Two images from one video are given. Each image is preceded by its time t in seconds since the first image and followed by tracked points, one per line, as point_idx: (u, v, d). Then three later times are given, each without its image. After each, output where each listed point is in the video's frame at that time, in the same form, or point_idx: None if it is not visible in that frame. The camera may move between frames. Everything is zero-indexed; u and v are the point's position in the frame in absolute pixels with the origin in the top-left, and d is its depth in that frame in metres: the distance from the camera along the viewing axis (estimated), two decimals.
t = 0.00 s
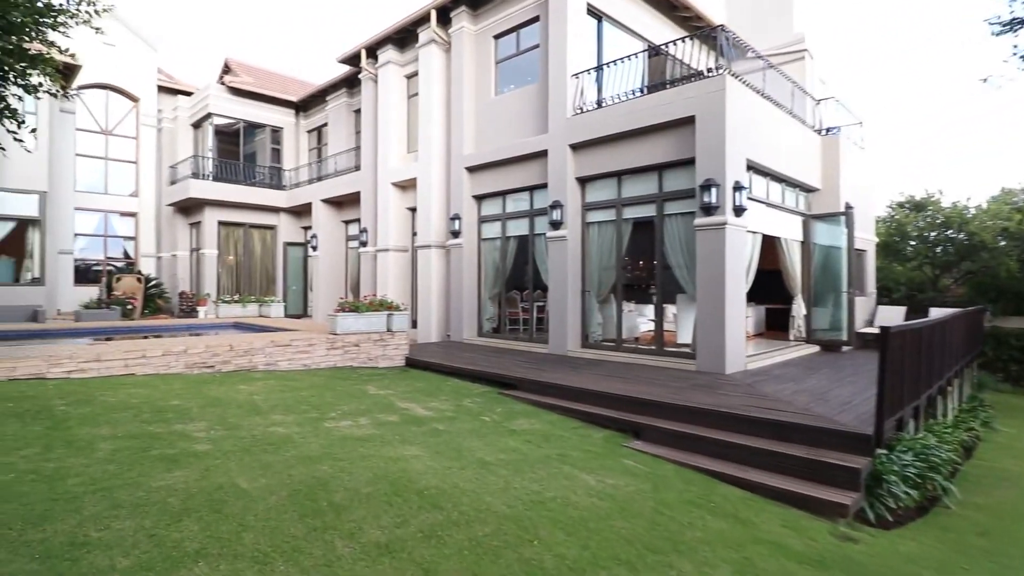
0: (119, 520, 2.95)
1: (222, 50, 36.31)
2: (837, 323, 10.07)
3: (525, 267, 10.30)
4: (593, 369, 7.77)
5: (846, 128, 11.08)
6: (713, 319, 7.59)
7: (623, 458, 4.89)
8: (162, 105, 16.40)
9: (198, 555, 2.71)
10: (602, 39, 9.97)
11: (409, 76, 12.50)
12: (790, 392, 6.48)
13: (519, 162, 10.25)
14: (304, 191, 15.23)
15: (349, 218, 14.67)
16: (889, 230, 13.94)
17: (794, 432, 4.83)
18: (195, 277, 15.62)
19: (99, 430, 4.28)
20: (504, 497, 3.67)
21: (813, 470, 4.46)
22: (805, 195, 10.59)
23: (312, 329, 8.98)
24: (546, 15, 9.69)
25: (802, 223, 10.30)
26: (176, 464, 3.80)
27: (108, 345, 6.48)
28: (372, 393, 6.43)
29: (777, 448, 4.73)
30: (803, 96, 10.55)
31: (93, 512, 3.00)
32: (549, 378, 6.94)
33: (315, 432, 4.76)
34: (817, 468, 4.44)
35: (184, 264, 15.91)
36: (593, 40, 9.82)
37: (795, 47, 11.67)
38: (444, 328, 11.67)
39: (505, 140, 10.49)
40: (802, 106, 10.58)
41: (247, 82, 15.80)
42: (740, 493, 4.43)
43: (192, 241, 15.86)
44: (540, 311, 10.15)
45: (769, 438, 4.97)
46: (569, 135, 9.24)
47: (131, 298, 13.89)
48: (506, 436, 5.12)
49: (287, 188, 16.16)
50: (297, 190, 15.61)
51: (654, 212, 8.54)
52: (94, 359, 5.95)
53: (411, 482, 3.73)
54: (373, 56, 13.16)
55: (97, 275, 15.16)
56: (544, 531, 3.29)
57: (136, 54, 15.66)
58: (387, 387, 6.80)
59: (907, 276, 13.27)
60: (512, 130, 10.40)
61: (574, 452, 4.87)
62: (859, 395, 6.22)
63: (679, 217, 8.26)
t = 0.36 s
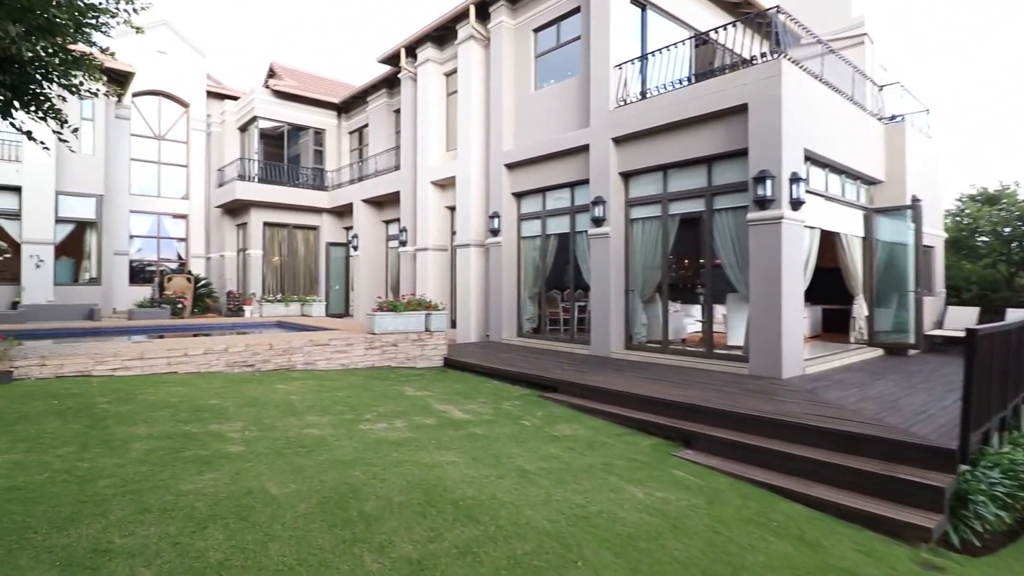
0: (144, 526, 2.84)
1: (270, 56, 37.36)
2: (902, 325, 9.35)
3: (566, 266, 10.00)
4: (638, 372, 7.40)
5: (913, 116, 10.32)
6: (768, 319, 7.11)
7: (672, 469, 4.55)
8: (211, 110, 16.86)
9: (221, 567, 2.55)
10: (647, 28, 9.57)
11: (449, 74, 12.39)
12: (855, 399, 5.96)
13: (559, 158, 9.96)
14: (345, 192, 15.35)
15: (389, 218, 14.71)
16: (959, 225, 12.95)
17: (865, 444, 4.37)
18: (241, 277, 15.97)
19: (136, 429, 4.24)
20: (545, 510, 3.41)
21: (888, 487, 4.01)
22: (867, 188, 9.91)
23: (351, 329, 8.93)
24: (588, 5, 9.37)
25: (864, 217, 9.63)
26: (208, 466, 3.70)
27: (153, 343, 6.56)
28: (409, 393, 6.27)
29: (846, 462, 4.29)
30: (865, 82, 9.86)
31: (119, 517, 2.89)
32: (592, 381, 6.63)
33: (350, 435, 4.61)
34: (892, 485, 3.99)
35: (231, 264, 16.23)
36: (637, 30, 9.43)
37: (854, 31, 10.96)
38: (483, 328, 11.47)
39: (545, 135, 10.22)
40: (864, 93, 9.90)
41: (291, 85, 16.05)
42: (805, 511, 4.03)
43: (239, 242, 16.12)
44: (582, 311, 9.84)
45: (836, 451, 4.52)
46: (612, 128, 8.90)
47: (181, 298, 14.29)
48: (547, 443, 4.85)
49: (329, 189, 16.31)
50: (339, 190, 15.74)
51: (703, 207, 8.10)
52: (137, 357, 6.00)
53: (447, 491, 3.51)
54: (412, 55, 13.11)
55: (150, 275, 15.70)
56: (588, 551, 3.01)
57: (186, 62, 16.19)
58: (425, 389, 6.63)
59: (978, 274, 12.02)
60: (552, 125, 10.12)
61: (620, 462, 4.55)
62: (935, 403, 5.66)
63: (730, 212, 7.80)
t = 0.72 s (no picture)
0: (169, 534, 2.72)
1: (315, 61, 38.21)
2: (979, 327, 8.57)
3: (609, 265, 9.64)
4: (687, 376, 7.01)
5: (989, 101, 9.50)
6: (830, 321, 6.59)
7: (728, 484, 4.19)
8: (258, 114, 17.25)
9: None
10: (695, 15, 9.11)
11: (488, 71, 12.22)
12: (932, 409, 5.42)
13: (602, 153, 9.62)
14: (387, 192, 15.41)
15: (429, 218, 14.68)
16: None
17: (949, 461, 3.90)
18: (286, 277, 16.27)
19: (173, 430, 4.20)
20: (590, 528, 3.13)
21: (979, 512, 3.53)
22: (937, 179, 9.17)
23: (391, 329, 8.86)
24: None
25: (934, 211, 8.90)
26: (240, 470, 3.58)
27: (196, 342, 6.61)
28: (447, 396, 6.10)
29: (928, 481, 3.83)
30: (935, 65, 9.12)
31: (146, 524, 2.78)
32: (638, 385, 6.29)
33: (386, 439, 4.45)
34: (984, 509, 3.52)
35: (277, 265, 16.52)
36: (684, 18, 9.00)
37: (922, 12, 10.21)
38: (524, 328, 11.23)
39: (588, 130, 9.89)
40: (934, 77, 9.15)
41: (334, 87, 16.23)
42: (881, 535, 3.61)
43: (284, 242, 16.39)
44: (626, 312, 9.48)
45: (915, 468, 4.06)
46: (658, 120, 8.51)
47: (229, 298, 14.63)
48: (591, 451, 4.56)
49: (371, 189, 16.40)
50: (380, 191, 15.82)
51: (756, 201, 7.62)
52: (180, 356, 6.04)
53: (485, 504, 3.28)
54: (452, 53, 13.00)
55: (201, 275, 16.18)
56: None
57: (235, 67, 16.61)
58: (464, 391, 6.45)
59: None
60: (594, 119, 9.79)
61: (671, 474, 4.23)
62: None
63: (787, 206, 7.30)
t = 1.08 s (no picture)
0: (188, 543, 2.57)
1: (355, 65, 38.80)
2: None
3: (651, 263, 9.25)
4: (736, 380, 6.60)
5: None
6: (896, 322, 6.06)
7: (788, 500, 3.81)
8: (298, 116, 17.49)
9: None
10: None
11: (525, 66, 11.97)
12: (1017, 420, 4.87)
13: (644, 147, 9.23)
14: (423, 192, 15.35)
15: (465, 216, 14.53)
16: None
17: None
18: (325, 276, 16.42)
19: (203, 430, 4.11)
20: (637, 549, 2.84)
21: None
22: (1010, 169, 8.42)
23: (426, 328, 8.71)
24: None
25: (1008, 204, 8.18)
26: (267, 474, 3.44)
27: (233, 341, 6.60)
28: (483, 398, 5.88)
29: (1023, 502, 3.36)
30: (1010, 44, 8.37)
31: (166, 531, 2.65)
32: (684, 389, 5.93)
33: (418, 443, 4.25)
34: None
35: (316, 265, 16.68)
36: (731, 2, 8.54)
37: None
38: (561, 329, 10.93)
39: (628, 123, 9.53)
40: (1009, 57, 8.40)
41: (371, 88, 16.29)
42: (970, 565, 3.18)
43: (323, 242, 16.54)
44: (668, 312, 9.07)
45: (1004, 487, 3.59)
46: (703, 110, 8.08)
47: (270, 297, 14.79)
48: (635, 460, 4.25)
49: (408, 188, 16.38)
50: (417, 191, 15.78)
51: (811, 194, 7.12)
52: (216, 355, 6.03)
53: (521, 518, 3.03)
54: (488, 49, 12.81)
55: (244, 275, 16.52)
56: None
57: (276, 71, 16.89)
58: (500, 393, 6.21)
59: None
60: (635, 112, 9.42)
61: (724, 488, 3.88)
62: None
63: (846, 199, 6.79)
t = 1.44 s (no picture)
0: (196, 561, 2.41)
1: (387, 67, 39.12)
2: None
3: (688, 262, 8.87)
4: (782, 387, 6.19)
5: None
6: (961, 326, 5.56)
7: (848, 523, 3.45)
8: (330, 118, 17.60)
9: None
10: None
11: (556, 62, 11.68)
12: None
13: (680, 141, 8.85)
14: (453, 191, 15.22)
15: (496, 216, 14.33)
16: None
17: None
18: (356, 277, 16.46)
19: (224, 435, 3.99)
20: None
21: None
22: None
23: (455, 329, 8.52)
24: None
25: None
26: (285, 484, 3.27)
27: (260, 342, 6.54)
28: (512, 403, 5.64)
29: None
30: None
31: (174, 547, 2.50)
32: (726, 397, 5.56)
33: (444, 452, 4.04)
34: None
35: (348, 265, 16.75)
36: None
37: None
38: (593, 330, 10.61)
39: (664, 117, 9.15)
40: None
41: (402, 88, 16.25)
42: None
43: (354, 243, 16.58)
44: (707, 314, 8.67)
45: None
46: (745, 102, 7.67)
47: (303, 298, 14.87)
48: (675, 475, 3.94)
49: (438, 188, 16.27)
50: (447, 191, 15.67)
51: (864, 188, 6.65)
52: (243, 356, 5.95)
53: (552, 541, 2.77)
54: (518, 45, 12.57)
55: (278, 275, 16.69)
56: None
57: (308, 73, 17.03)
58: (530, 398, 5.97)
59: None
60: (671, 105, 9.04)
61: (775, 508, 3.55)
62: None
63: (903, 192, 6.30)
